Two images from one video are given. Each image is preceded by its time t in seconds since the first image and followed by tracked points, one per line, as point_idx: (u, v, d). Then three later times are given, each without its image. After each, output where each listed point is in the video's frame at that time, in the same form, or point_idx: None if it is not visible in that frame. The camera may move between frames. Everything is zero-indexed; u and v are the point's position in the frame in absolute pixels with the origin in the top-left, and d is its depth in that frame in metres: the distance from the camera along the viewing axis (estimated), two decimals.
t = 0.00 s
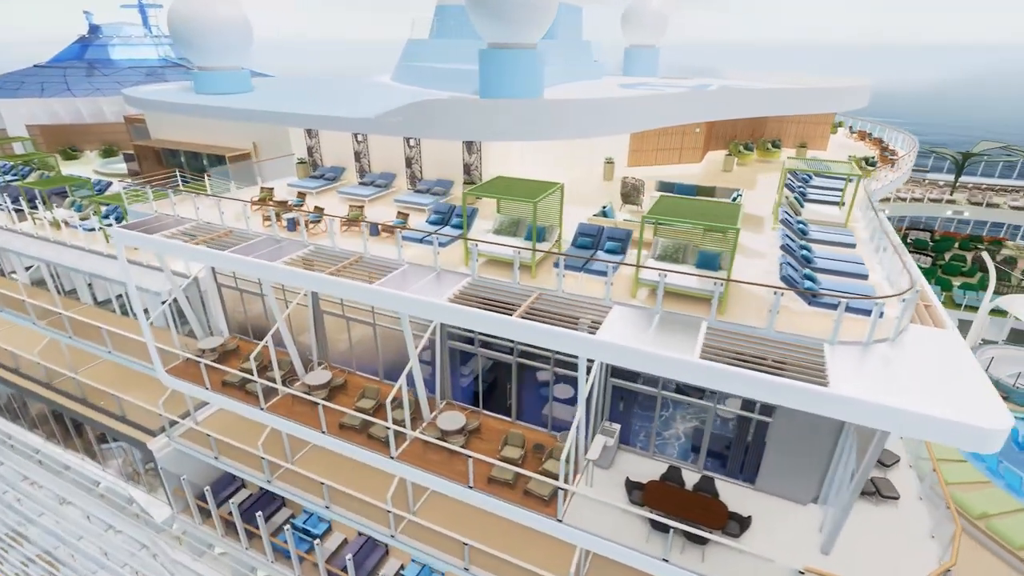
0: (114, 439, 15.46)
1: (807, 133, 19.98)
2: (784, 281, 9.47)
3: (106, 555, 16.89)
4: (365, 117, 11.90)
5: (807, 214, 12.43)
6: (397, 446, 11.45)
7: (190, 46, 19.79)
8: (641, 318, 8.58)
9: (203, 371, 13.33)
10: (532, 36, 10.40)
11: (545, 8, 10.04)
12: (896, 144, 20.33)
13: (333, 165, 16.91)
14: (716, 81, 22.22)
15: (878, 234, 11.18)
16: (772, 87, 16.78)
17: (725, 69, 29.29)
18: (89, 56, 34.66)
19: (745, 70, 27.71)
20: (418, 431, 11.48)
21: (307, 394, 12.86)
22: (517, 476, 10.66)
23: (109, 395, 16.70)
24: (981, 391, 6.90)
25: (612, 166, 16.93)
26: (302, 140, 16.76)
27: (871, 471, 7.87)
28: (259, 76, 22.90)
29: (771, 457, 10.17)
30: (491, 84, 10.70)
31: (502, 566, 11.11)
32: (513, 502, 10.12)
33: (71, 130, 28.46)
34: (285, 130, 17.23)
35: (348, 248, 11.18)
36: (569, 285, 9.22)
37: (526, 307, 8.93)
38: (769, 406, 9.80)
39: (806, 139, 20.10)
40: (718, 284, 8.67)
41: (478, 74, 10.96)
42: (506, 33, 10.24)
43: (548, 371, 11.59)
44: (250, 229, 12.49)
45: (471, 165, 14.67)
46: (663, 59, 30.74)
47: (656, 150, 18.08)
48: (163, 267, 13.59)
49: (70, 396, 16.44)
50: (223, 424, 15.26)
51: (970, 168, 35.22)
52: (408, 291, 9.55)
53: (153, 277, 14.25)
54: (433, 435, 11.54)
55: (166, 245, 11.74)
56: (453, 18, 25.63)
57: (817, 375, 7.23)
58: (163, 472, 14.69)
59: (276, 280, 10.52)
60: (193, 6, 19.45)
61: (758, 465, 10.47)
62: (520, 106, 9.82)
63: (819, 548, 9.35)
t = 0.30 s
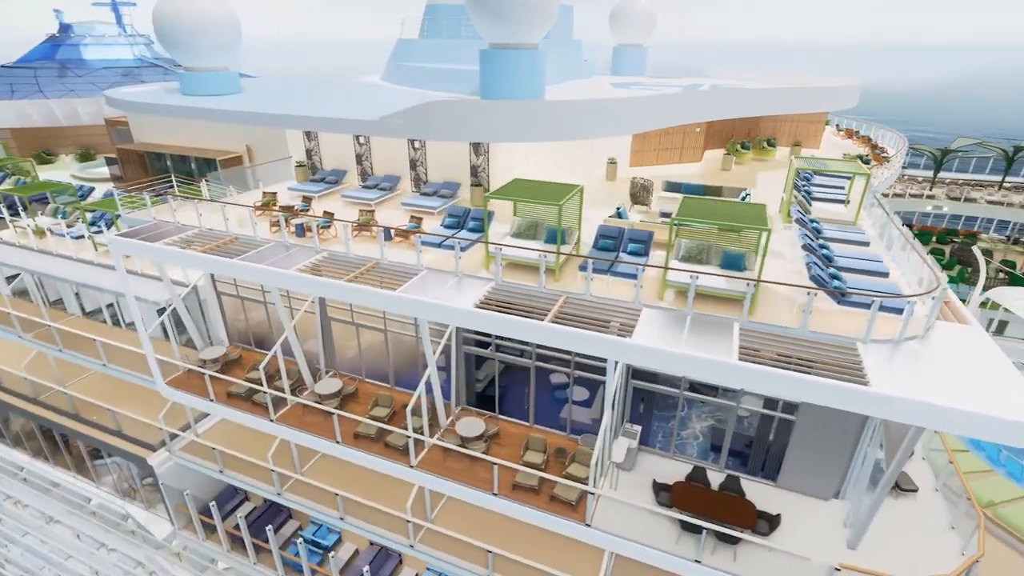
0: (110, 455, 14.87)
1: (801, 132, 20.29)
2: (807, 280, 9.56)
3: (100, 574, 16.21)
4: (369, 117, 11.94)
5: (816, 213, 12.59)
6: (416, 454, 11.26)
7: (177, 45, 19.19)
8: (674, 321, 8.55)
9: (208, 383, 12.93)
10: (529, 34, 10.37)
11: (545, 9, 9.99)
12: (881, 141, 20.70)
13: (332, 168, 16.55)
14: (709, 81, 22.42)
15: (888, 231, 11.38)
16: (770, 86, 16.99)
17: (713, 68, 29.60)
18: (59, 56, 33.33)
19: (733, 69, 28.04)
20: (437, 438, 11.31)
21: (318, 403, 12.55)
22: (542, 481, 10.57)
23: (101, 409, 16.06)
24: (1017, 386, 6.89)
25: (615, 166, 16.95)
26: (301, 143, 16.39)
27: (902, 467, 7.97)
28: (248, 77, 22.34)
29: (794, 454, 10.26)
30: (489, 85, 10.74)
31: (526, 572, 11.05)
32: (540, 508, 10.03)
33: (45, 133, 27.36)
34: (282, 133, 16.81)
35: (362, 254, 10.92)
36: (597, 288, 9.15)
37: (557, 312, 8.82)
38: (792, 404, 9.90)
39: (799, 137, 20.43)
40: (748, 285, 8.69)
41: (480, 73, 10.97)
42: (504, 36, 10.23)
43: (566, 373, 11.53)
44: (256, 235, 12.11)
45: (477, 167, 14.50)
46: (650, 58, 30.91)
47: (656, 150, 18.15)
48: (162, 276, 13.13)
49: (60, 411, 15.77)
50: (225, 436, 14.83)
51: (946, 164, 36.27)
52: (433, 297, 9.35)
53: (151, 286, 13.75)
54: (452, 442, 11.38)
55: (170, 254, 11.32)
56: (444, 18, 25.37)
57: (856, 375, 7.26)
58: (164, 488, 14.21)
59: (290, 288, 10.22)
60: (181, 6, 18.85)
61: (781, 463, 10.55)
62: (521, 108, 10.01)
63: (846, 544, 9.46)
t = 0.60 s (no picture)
0: (109, 471, 14.34)
1: (794, 130, 20.62)
2: (829, 278, 9.69)
3: None
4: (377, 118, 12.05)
5: (824, 211, 12.80)
6: (436, 461, 11.11)
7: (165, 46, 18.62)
8: (705, 322, 8.59)
9: (215, 394, 12.55)
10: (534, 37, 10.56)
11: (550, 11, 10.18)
12: (871, 139, 21.16)
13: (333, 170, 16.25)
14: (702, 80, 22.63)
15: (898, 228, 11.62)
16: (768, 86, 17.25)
17: (700, 67, 29.91)
18: (28, 55, 32.00)
19: (720, 68, 28.38)
20: (457, 444, 11.17)
21: (332, 411, 12.31)
22: (567, 485, 10.53)
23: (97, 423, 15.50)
24: None
25: (618, 166, 17.02)
26: (300, 146, 16.04)
27: (931, 461, 8.08)
28: (237, 78, 21.80)
29: (815, 450, 10.42)
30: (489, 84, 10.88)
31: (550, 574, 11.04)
32: (568, 512, 9.98)
33: (19, 136, 26.29)
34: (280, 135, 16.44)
35: (379, 259, 10.73)
36: (625, 290, 9.16)
37: (589, 315, 8.80)
38: (814, 401, 10.03)
39: (793, 135, 20.78)
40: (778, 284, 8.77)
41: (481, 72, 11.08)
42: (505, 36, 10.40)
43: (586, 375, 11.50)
44: (265, 241, 11.80)
45: (486, 169, 14.39)
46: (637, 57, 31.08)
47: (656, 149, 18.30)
48: (164, 284, 12.72)
49: (53, 426, 15.16)
50: (230, 447, 14.43)
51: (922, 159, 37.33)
52: (460, 302, 9.23)
53: (150, 295, 13.31)
54: (473, 447, 11.25)
55: (176, 262, 10.93)
56: (435, 17, 25.11)
57: (892, 373, 7.35)
58: (168, 503, 13.75)
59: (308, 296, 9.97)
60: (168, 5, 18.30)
61: (802, 459, 10.69)
62: (522, 114, 10.39)
63: (869, 537, 9.62)
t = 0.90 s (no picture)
0: (111, 486, 13.85)
1: (788, 128, 20.98)
2: (849, 276, 9.86)
3: None
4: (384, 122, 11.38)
5: (831, 208, 13.04)
6: (459, 467, 10.97)
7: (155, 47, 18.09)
8: (736, 321, 8.65)
9: (224, 405, 12.21)
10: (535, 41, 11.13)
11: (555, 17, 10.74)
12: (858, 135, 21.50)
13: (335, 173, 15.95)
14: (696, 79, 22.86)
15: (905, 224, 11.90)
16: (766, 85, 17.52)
17: (688, 67, 30.24)
18: None
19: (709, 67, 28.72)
20: (479, 448, 11.07)
21: (347, 419, 12.09)
22: (593, 486, 10.52)
23: (96, 438, 14.98)
24: None
25: (621, 166, 17.08)
26: (301, 149, 15.73)
27: (958, 453, 8.25)
28: (227, 80, 21.30)
29: (835, 445, 10.58)
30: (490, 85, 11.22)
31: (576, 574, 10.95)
32: (597, 515, 9.95)
33: None
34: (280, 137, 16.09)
35: (398, 264, 10.56)
36: (654, 292, 9.18)
37: (621, 317, 8.78)
38: (834, 397, 10.20)
39: (786, 134, 21.11)
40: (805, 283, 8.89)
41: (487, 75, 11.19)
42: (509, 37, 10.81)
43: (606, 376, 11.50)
44: (277, 247, 11.50)
45: (495, 170, 14.28)
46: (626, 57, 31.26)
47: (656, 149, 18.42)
48: (168, 294, 12.33)
49: (48, 443, 14.59)
50: (236, 457, 14.05)
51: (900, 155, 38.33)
52: (489, 307, 9.13)
53: (153, 305, 12.91)
54: (495, 451, 11.15)
55: (186, 270, 10.60)
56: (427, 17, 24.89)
57: (925, 368, 7.49)
58: (173, 518, 13.30)
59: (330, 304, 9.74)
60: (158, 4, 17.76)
61: (821, 454, 10.85)
62: (538, 109, 10.13)
63: (892, 528, 9.80)
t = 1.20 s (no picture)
0: (116, 502, 13.43)
1: (782, 127, 21.36)
2: (867, 273, 10.06)
3: None
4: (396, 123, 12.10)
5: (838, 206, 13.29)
6: (482, 472, 10.88)
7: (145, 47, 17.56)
8: (765, 320, 8.77)
9: (237, 415, 11.92)
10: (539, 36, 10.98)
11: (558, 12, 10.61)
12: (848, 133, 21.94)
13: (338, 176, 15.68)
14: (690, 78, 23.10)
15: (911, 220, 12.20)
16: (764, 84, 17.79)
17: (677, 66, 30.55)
18: None
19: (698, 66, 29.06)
20: (502, 452, 11.01)
21: (365, 426, 11.92)
22: (619, 486, 10.56)
23: (96, 452, 14.46)
24: None
25: (625, 166, 17.14)
26: (304, 151, 15.45)
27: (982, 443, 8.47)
28: (218, 81, 20.80)
29: (853, 437, 10.79)
30: (491, 83, 11.24)
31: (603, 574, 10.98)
32: (626, 515, 9.99)
33: None
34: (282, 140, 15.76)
35: (419, 268, 10.42)
36: (682, 292, 9.24)
37: (652, 318, 8.81)
38: (853, 391, 10.41)
39: (780, 132, 21.45)
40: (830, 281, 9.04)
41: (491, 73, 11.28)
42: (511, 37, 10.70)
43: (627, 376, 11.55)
44: (291, 252, 11.26)
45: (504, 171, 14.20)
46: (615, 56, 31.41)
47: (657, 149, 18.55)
48: (175, 302, 11.98)
49: (46, 459, 14.06)
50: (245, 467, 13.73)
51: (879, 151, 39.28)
52: (518, 310, 9.08)
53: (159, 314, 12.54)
54: (519, 454, 11.11)
55: (199, 277, 10.30)
56: (419, 17, 24.67)
57: (954, 362, 7.67)
58: (182, 534, 12.94)
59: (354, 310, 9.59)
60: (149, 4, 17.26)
61: (839, 447, 11.05)
62: (544, 112, 10.86)
63: (912, 517, 10.03)
